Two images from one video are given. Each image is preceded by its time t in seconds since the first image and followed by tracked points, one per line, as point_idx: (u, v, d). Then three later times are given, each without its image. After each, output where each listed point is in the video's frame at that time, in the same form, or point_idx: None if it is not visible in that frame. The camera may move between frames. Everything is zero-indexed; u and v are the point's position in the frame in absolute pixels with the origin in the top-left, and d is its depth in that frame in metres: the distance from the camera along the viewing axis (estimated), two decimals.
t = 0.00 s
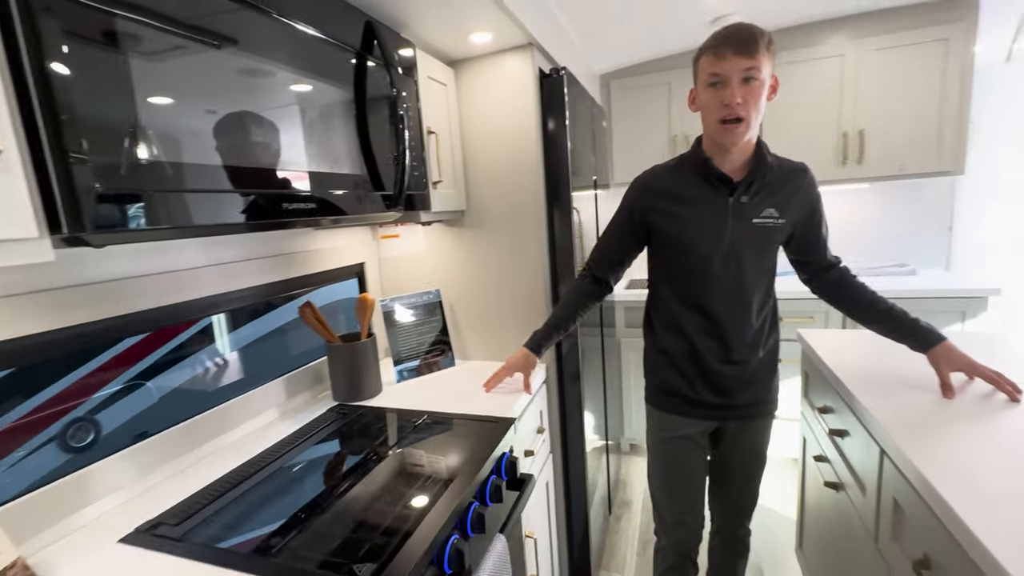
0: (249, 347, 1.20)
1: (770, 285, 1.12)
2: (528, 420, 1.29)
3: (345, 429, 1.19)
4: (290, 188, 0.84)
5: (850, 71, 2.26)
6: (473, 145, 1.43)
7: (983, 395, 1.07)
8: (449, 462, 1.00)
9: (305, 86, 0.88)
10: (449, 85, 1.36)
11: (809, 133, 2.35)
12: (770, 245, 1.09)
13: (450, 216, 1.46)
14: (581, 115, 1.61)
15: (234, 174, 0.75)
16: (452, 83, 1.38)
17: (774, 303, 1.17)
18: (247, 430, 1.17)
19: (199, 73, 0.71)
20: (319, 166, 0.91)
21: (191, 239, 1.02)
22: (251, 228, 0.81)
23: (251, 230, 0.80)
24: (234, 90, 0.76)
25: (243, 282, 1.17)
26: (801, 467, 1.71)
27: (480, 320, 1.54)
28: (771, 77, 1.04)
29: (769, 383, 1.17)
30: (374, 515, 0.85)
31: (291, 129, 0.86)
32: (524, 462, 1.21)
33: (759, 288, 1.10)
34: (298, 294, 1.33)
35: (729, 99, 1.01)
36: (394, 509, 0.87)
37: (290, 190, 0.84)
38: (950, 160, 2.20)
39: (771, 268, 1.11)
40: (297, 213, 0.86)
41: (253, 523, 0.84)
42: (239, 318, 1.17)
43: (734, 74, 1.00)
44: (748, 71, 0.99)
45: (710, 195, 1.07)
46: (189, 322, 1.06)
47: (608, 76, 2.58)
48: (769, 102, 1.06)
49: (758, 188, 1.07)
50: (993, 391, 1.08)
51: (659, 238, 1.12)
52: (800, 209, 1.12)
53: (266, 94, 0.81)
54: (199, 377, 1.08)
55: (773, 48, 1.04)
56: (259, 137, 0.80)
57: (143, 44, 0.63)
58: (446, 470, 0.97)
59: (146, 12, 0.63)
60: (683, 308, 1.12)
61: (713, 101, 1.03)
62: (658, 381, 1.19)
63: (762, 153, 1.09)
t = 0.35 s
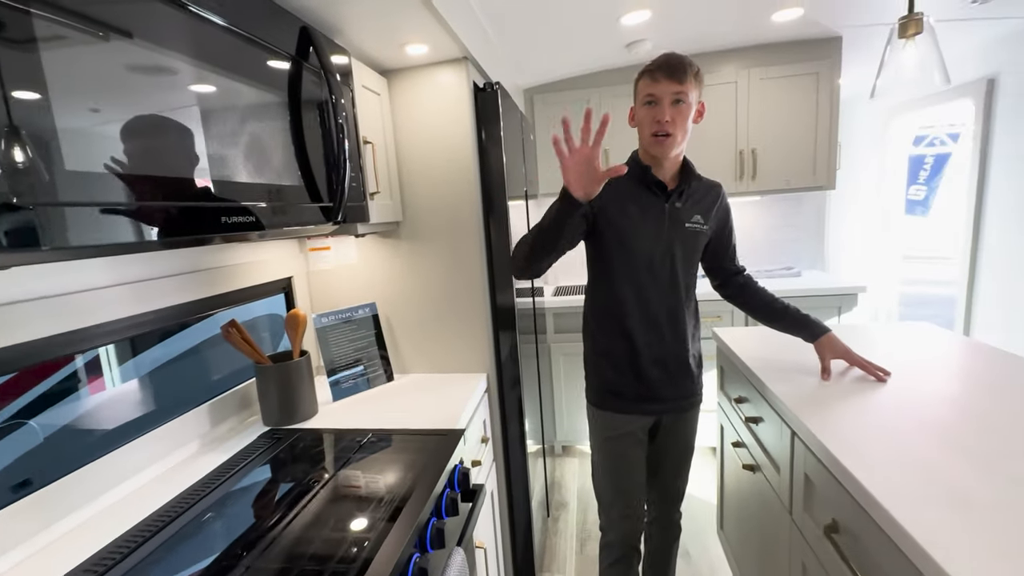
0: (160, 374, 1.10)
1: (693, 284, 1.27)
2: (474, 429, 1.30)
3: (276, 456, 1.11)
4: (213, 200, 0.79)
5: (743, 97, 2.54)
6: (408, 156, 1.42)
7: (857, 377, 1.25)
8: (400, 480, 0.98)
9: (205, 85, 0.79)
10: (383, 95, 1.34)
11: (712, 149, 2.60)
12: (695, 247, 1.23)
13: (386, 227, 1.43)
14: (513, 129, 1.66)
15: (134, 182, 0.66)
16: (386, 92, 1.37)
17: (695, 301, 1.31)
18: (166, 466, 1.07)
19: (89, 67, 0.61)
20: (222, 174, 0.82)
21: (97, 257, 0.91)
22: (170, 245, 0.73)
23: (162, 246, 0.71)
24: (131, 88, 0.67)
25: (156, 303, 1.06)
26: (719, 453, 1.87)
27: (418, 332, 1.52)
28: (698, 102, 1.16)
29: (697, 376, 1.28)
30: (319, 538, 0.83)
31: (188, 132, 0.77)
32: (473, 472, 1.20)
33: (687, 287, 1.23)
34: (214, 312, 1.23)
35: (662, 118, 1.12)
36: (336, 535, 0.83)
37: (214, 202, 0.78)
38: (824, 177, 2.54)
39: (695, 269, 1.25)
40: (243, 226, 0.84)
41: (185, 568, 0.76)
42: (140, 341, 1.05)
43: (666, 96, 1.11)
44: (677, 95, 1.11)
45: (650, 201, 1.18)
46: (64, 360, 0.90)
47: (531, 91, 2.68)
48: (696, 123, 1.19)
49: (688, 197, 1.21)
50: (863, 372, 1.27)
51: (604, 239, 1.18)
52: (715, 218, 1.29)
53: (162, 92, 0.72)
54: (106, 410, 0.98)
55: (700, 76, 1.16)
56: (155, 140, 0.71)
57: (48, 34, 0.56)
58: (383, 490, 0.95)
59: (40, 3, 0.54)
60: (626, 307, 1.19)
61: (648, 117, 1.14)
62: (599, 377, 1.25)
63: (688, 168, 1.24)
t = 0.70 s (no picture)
0: (72, 394, 1.01)
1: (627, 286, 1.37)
2: (417, 435, 1.31)
3: (206, 475, 1.06)
4: (136, 207, 0.75)
5: (664, 114, 2.73)
6: (346, 163, 1.41)
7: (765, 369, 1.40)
8: (345, 491, 0.97)
9: (111, 81, 0.73)
10: (319, 101, 1.33)
11: (638, 161, 2.77)
12: (628, 253, 1.33)
13: (324, 235, 1.41)
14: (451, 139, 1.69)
15: (36, 189, 0.60)
16: (322, 99, 1.35)
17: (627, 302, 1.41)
18: (82, 493, 0.99)
19: None
20: (135, 178, 0.76)
21: None
22: (98, 254, 0.71)
23: (79, 258, 0.69)
24: (36, 83, 0.61)
25: (68, 317, 0.98)
26: (649, 447, 1.99)
27: (358, 340, 1.50)
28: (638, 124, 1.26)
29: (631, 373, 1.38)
30: (261, 556, 0.81)
31: (94, 132, 0.70)
32: (417, 479, 1.21)
33: (621, 291, 1.33)
34: (134, 324, 1.14)
35: (608, 136, 1.20)
36: (275, 551, 0.81)
37: (143, 210, 0.76)
38: (735, 190, 2.79)
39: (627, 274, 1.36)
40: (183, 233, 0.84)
41: None
42: (38, 364, 0.93)
43: (613, 117, 1.19)
44: (622, 117, 1.20)
45: (590, 209, 1.25)
46: None
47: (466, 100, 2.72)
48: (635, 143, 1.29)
49: (621, 207, 1.31)
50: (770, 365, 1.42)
51: (548, 243, 1.24)
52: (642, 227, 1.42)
53: (62, 85, 0.65)
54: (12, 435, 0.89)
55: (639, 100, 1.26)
56: (57, 140, 0.64)
57: None
58: (323, 504, 0.94)
59: None
60: (570, 308, 1.26)
61: (595, 135, 1.21)
62: (542, 377, 1.30)
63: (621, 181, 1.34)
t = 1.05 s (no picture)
0: (13, 402, 0.97)
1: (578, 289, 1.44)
2: (378, 434, 1.33)
3: (159, 480, 1.04)
4: (82, 210, 0.73)
5: (617, 122, 2.84)
6: (304, 165, 1.41)
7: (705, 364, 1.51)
8: (307, 490, 0.98)
9: (46, 73, 0.69)
10: (277, 103, 1.33)
11: (593, 168, 2.87)
12: (579, 257, 1.40)
13: (281, 237, 1.40)
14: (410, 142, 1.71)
15: None
16: (280, 101, 1.35)
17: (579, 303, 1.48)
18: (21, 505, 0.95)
19: None
20: (72, 176, 0.73)
21: None
22: (43, 256, 0.70)
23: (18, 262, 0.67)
24: None
25: (9, 320, 0.94)
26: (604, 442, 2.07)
27: (316, 342, 1.50)
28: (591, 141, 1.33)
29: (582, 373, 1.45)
30: (219, 558, 0.80)
31: (22, 126, 0.66)
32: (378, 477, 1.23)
33: (573, 294, 1.40)
34: (79, 328, 1.11)
35: (567, 160, 1.26)
36: (233, 553, 0.81)
37: (89, 213, 0.74)
38: (684, 196, 2.94)
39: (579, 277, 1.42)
40: (133, 237, 0.83)
41: None
42: None
43: (575, 143, 1.24)
44: (582, 142, 1.26)
45: (543, 215, 1.31)
46: None
47: (426, 104, 2.74)
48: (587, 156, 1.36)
49: (573, 213, 1.38)
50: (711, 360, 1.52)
51: (503, 248, 1.28)
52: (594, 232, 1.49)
53: None
54: None
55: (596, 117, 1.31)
56: None
57: None
58: (280, 508, 0.93)
59: None
60: (524, 311, 1.31)
61: (554, 155, 1.26)
62: (498, 377, 1.34)
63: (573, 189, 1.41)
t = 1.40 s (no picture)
0: None
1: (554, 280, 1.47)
2: (360, 419, 1.35)
3: (140, 465, 1.04)
4: (56, 193, 0.72)
5: (598, 116, 2.88)
6: (285, 154, 1.41)
7: (663, 351, 1.59)
8: (291, 471, 1.00)
9: (14, 54, 0.67)
10: (257, 92, 1.33)
11: (573, 161, 2.91)
12: (553, 250, 1.43)
13: (261, 225, 1.41)
14: (391, 133, 1.72)
15: None
16: (260, 89, 1.35)
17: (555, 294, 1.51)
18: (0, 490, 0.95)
19: None
20: (43, 160, 0.71)
21: None
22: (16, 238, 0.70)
23: None
24: None
25: None
26: (582, 429, 2.13)
27: (298, 330, 1.51)
28: (554, 127, 1.34)
29: (557, 364, 1.49)
30: (201, 540, 0.82)
31: None
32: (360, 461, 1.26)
33: (547, 286, 1.43)
34: (55, 315, 1.10)
35: (519, 142, 1.29)
36: (216, 533, 0.83)
37: (64, 196, 0.73)
38: (662, 189, 3.00)
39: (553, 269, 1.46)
40: (111, 221, 0.83)
41: None
42: None
43: (523, 124, 1.28)
44: (533, 124, 1.28)
45: (516, 208, 1.34)
46: None
47: (407, 95, 2.74)
48: (554, 145, 1.38)
49: (547, 205, 1.41)
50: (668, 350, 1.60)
51: (476, 242, 1.31)
52: (567, 224, 1.52)
53: None
54: None
55: (560, 104, 1.33)
56: None
57: None
58: (260, 495, 0.94)
59: None
60: (498, 304, 1.34)
61: (509, 138, 1.31)
62: (473, 368, 1.38)
63: (546, 181, 1.44)
